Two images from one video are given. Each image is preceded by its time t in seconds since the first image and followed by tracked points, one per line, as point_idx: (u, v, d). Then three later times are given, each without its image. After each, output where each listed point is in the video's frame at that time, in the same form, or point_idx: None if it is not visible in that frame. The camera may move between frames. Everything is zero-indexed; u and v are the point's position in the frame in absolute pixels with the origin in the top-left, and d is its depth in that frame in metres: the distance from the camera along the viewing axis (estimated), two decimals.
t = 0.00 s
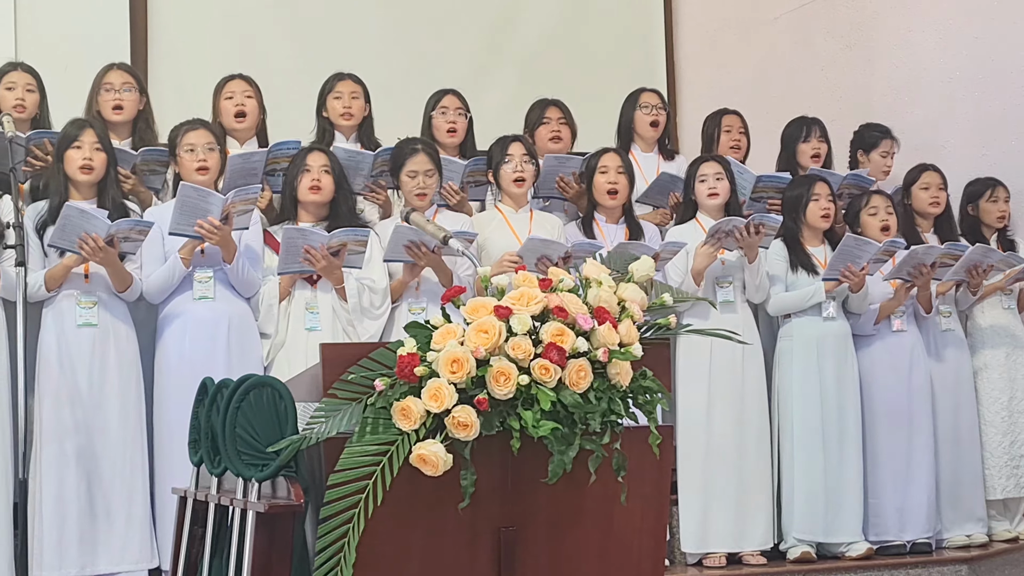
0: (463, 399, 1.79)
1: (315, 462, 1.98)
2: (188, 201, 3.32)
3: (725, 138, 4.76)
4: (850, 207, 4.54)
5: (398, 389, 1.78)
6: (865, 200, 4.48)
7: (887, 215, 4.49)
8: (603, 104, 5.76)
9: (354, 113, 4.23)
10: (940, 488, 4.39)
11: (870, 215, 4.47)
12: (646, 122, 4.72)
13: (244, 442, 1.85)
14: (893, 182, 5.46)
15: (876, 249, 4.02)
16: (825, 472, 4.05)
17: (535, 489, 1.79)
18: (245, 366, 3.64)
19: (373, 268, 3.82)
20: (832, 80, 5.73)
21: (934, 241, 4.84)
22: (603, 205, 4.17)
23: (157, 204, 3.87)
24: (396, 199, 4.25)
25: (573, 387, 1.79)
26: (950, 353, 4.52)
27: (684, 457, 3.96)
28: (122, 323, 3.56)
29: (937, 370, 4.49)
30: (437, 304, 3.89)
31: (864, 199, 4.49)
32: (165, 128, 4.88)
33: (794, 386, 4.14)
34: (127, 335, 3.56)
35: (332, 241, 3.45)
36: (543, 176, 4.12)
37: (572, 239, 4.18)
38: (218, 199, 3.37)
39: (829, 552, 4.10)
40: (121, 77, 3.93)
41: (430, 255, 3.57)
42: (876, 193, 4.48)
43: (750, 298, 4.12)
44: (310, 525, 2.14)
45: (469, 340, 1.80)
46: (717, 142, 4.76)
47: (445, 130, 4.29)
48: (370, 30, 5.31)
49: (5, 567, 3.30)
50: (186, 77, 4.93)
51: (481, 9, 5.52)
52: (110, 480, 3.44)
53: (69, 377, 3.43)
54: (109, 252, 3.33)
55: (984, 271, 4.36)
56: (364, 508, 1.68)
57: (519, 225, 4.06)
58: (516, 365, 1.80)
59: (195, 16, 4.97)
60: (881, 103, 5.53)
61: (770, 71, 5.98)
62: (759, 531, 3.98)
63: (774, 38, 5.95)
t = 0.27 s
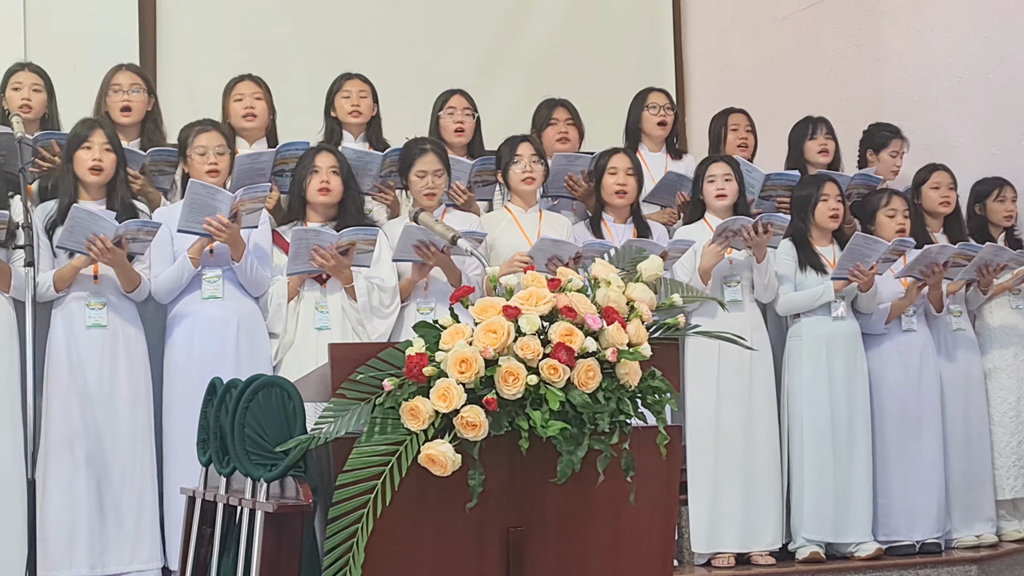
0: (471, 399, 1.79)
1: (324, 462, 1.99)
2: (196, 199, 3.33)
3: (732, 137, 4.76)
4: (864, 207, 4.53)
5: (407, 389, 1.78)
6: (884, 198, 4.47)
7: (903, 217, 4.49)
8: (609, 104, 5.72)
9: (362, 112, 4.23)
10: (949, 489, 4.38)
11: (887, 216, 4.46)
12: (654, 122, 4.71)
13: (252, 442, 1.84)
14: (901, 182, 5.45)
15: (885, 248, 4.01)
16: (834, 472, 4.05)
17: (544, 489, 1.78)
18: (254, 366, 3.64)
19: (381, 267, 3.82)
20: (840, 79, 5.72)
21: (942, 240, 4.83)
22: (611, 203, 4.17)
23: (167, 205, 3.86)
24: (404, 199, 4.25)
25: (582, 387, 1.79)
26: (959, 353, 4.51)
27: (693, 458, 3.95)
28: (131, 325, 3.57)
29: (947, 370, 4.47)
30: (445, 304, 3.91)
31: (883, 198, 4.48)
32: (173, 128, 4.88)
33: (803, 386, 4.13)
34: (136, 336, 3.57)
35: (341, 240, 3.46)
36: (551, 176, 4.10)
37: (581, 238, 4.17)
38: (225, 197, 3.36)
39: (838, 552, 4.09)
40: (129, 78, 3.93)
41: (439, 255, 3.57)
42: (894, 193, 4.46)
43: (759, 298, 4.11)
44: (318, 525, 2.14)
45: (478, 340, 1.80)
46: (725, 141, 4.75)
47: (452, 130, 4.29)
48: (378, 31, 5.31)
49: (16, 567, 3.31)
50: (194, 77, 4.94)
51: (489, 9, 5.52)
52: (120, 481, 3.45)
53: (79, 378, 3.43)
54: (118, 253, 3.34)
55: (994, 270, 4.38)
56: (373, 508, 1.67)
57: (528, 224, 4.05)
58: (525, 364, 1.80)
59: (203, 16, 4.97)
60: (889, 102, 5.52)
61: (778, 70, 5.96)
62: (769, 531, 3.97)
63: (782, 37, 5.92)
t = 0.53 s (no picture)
0: (479, 399, 1.79)
1: (332, 463, 1.99)
2: (205, 199, 3.32)
3: (739, 137, 4.75)
4: (878, 206, 4.49)
5: (415, 389, 1.78)
6: (898, 199, 4.44)
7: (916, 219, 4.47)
8: (618, 102, 5.73)
9: (371, 115, 4.23)
10: (958, 488, 4.37)
11: (899, 218, 4.43)
12: (661, 122, 4.70)
13: (260, 442, 1.84)
14: (909, 181, 5.43)
15: (895, 246, 3.99)
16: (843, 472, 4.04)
17: (553, 489, 1.78)
18: (262, 366, 3.65)
19: (389, 267, 3.81)
20: (848, 78, 5.70)
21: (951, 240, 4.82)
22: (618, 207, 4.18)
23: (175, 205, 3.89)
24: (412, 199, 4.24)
25: (590, 387, 1.79)
26: (968, 352, 4.50)
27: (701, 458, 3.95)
28: (140, 325, 3.57)
29: (955, 370, 4.46)
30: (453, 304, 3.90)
31: (898, 198, 4.45)
32: (181, 128, 4.89)
33: (812, 385, 4.12)
34: (145, 336, 3.58)
35: (350, 241, 3.46)
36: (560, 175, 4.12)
37: (589, 238, 4.17)
38: (234, 197, 3.36)
39: (846, 552, 4.09)
40: (137, 78, 3.94)
41: (447, 255, 3.57)
42: (908, 194, 4.44)
43: (767, 298, 4.10)
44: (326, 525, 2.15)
45: (486, 340, 1.80)
46: (732, 141, 4.75)
47: (460, 130, 4.29)
48: (386, 31, 5.31)
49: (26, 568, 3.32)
50: (202, 78, 4.94)
51: (496, 9, 5.52)
52: (129, 481, 3.46)
53: (88, 379, 3.44)
54: (126, 250, 3.35)
55: (1005, 268, 4.36)
56: (380, 509, 1.67)
57: (536, 224, 4.05)
58: (533, 365, 1.80)
59: (211, 16, 4.98)
60: (897, 102, 5.51)
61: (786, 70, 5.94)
62: (777, 531, 3.97)
63: (790, 37, 5.90)
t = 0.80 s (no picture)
0: (487, 399, 1.79)
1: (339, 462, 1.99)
2: (215, 198, 3.33)
3: (747, 137, 4.74)
4: (886, 207, 4.49)
5: (423, 389, 1.78)
6: (907, 199, 4.43)
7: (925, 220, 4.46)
8: (625, 102, 5.72)
9: (380, 119, 4.25)
10: (966, 488, 4.36)
11: (909, 218, 4.43)
12: (668, 123, 4.72)
13: (268, 442, 1.85)
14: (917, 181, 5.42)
15: (902, 244, 3.99)
16: (851, 472, 4.03)
17: (560, 490, 1.78)
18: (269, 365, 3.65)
19: (395, 267, 3.82)
20: (855, 78, 5.69)
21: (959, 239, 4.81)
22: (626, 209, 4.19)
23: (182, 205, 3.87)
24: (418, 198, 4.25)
25: (598, 387, 1.79)
26: (977, 352, 4.49)
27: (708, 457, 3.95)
28: (148, 323, 3.58)
29: (963, 370, 4.46)
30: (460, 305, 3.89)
31: (906, 199, 4.45)
32: (189, 128, 4.90)
33: (819, 385, 4.11)
34: (153, 335, 3.58)
35: (357, 241, 3.46)
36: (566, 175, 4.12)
37: (595, 239, 4.18)
38: (244, 197, 3.37)
39: (853, 552, 4.08)
40: (145, 78, 3.96)
41: (453, 254, 3.57)
42: (917, 194, 4.43)
43: (774, 296, 4.10)
44: (334, 525, 2.15)
45: (494, 340, 1.80)
46: (740, 141, 4.74)
47: (466, 130, 4.29)
48: (393, 31, 5.31)
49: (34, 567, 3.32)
50: (210, 77, 4.95)
51: (504, 9, 5.52)
52: (137, 481, 3.46)
53: (96, 378, 3.45)
54: (132, 246, 3.37)
55: (1013, 270, 4.37)
56: (388, 508, 1.68)
57: (544, 224, 4.05)
58: (540, 365, 1.79)
59: (219, 16, 4.98)
60: (905, 101, 5.51)
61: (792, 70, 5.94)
62: (785, 531, 3.96)
63: (797, 37, 5.89)
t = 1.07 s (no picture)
0: (493, 399, 1.79)
1: (346, 462, 1.99)
2: (223, 198, 3.33)
3: (754, 136, 4.74)
4: (891, 207, 4.47)
5: (429, 389, 1.78)
6: (911, 199, 4.42)
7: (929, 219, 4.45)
8: (632, 101, 5.71)
9: (387, 124, 4.26)
10: (974, 488, 4.35)
11: (915, 218, 4.41)
12: (675, 123, 4.70)
13: (274, 442, 1.84)
14: (924, 180, 5.41)
15: (908, 244, 3.98)
16: (857, 472, 4.02)
17: (566, 490, 1.78)
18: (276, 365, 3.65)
19: (402, 267, 3.81)
20: (861, 77, 5.68)
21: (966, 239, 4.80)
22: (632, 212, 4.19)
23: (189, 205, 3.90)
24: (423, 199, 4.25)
25: (604, 386, 1.79)
26: (984, 352, 4.48)
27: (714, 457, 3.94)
28: (154, 320, 3.59)
29: (970, 369, 4.45)
30: (465, 304, 3.90)
31: (911, 198, 4.42)
32: (195, 127, 4.91)
33: (825, 385, 4.11)
34: (160, 334, 3.59)
35: (363, 240, 3.47)
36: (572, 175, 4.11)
37: (601, 239, 4.17)
38: (253, 196, 3.37)
39: (861, 552, 4.07)
40: (152, 78, 3.95)
41: (459, 254, 3.56)
42: (921, 195, 4.42)
43: (780, 295, 4.10)
44: (340, 525, 2.15)
45: (500, 340, 1.80)
46: (747, 140, 4.74)
47: (471, 130, 4.29)
48: (399, 31, 5.31)
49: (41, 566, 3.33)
50: (217, 77, 4.96)
51: (510, 9, 5.52)
52: (143, 480, 3.47)
53: (102, 377, 3.45)
54: (138, 244, 3.37)
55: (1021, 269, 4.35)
56: (394, 508, 1.67)
57: (550, 224, 4.05)
58: (546, 364, 1.79)
59: (226, 16, 4.99)
60: (912, 101, 5.50)
61: (798, 69, 5.93)
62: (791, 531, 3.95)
63: (803, 36, 5.88)
